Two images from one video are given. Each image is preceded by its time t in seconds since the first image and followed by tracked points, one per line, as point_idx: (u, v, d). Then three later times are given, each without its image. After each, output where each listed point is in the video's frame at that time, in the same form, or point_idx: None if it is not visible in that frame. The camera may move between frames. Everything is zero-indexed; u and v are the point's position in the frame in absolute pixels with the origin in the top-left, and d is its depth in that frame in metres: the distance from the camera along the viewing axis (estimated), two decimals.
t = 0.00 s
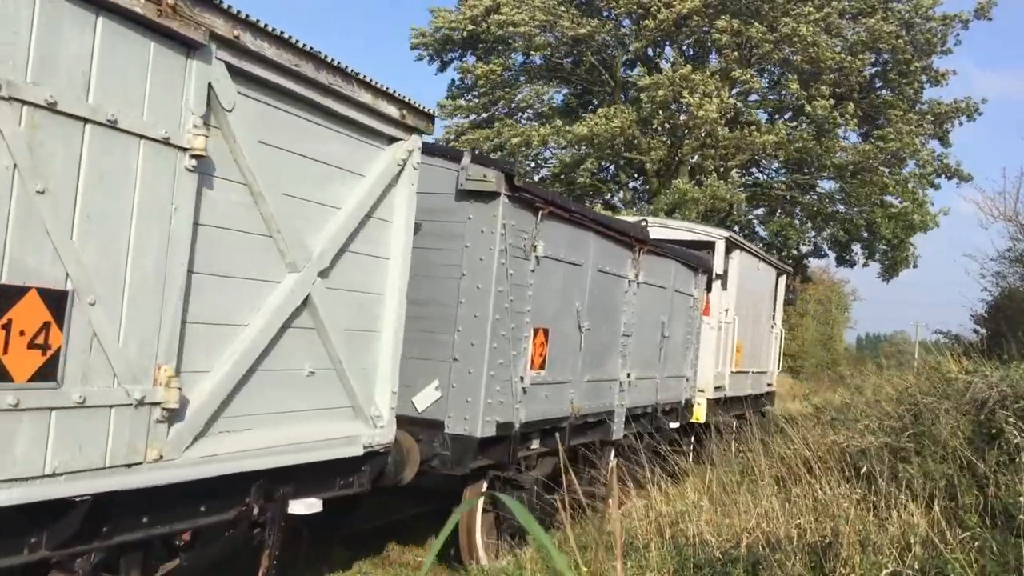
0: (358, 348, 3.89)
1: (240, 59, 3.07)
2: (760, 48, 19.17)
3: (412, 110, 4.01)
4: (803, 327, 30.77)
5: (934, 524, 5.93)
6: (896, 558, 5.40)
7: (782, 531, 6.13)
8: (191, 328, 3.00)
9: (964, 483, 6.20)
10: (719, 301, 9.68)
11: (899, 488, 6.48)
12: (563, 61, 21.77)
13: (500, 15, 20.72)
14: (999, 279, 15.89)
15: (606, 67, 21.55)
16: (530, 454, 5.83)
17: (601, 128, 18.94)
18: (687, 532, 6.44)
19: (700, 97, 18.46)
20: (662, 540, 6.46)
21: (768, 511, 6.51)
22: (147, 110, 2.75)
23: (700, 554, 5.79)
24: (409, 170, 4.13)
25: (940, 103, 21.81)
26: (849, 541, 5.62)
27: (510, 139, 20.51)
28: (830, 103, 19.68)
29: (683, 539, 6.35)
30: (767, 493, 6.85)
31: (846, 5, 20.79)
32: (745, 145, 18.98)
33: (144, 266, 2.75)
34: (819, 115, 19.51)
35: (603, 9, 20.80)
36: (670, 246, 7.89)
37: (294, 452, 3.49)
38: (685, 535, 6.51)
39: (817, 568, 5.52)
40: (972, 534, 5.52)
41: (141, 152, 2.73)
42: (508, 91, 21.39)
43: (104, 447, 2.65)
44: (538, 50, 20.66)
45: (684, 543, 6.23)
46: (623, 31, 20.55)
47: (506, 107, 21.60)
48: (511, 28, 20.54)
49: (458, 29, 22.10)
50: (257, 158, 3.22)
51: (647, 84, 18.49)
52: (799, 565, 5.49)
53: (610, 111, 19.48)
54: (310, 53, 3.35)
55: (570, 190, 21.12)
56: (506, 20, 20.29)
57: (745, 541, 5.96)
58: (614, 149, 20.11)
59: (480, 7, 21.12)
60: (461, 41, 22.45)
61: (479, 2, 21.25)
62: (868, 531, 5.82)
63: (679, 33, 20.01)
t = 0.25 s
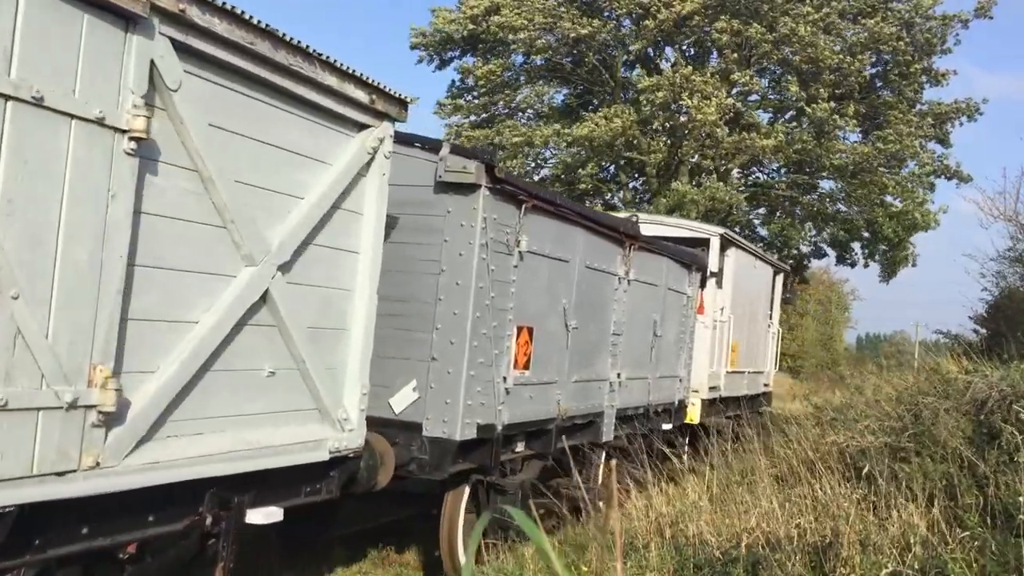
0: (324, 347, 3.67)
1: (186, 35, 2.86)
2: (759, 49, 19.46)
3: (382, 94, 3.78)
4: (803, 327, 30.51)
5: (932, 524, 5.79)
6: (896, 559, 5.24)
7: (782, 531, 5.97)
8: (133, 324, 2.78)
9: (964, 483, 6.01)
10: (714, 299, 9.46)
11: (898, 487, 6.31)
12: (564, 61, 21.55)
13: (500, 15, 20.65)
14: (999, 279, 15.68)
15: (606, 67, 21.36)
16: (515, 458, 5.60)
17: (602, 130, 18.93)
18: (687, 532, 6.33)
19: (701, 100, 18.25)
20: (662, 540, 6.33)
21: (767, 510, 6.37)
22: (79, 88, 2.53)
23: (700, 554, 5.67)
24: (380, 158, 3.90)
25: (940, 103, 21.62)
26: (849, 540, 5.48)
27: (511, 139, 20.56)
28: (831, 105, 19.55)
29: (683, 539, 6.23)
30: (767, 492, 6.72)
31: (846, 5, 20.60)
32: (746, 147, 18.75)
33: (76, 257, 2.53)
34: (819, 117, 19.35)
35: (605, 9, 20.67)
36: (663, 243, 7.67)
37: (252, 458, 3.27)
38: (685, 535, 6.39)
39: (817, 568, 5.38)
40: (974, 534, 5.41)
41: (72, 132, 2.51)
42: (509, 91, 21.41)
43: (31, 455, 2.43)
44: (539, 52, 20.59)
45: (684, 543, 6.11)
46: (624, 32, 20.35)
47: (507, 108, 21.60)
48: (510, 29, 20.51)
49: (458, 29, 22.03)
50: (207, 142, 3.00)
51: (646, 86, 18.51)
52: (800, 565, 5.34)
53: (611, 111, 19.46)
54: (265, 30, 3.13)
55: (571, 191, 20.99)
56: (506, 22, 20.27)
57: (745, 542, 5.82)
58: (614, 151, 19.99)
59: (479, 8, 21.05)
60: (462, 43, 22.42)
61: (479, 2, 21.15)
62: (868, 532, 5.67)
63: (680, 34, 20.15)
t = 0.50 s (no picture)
0: (280, 345, 3.41)
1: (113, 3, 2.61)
2: (759, 49, 19.37)
3: (341, 74, 3.52)
4: (803, 327, 30.25)
5: (932, 528, 5.68)
6: (896, 558, 5.19)
7: (782, 531, 5.89)
8: (55, 319, 2.54)
9: (964, 484, 5.81)
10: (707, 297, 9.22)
11: (897, 487, 6.11)
12: (563, 61, 21.31)
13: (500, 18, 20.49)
14: (999, 278, 15.32)
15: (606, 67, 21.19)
16: (495, 463, 5.36)
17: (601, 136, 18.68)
18: (687, 532, 6.21)
19: (699, 102, 18.46)
20: (662, 541, 6.20)
21: (768, 510, 6.27)
22: None
23: (700, 554, 5.57)
24: (343, 144, 3.65)
25: (940, 104, 21.39)
26: (849, 540, 5.40)
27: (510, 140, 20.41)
28: (828, 106, 19.40)
29: (684, 540, 6.10)
30: (767, 489, 6.64)
31: (845, 6, 20.29)
32: (745, 150, 18.76)
33: None
34: (818, 118, 19.17)
35: (604, 9, 20.54)
36: (654, 239, 7.43)
37: (197, 465, 3.03)
38: (686, 535, 6.27)
39: (817, 568, 5.32)
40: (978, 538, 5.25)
41: None
42: (510, 94, 21.16)
43: None
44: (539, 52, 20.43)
45: (684, 544, 5.99)
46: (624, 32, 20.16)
47: (507, 108, 21.44)
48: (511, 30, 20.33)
49: (458, 31, 21.92)
50: (142, 122, 2.76)
51: (646, 87, 18.42)
52: (799, 565, 5.28)
53: (611, 112, 19.34)
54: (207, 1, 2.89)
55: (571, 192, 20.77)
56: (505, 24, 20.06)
57: (744, 542, 5.73)
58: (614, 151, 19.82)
59: (478, 9, 20.95)
60: (461, 45, 22.30)
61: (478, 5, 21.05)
62: (869, 531, 5.56)
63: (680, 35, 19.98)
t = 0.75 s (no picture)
0: (237, 344, 3.19)
1: None
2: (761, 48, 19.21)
3: (303, 55, 3.31)
4: (803, 327, 30.04)
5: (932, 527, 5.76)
6: (896, 558, 5.16)
7: (782, 532, 5.92)
8: None
9: (964, 484, 5.94)
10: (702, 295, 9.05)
11: (898, 485, 6.21)
12: (564, 61, 21.20)
13: (499, 17, 20.33)
14: (999, 279, 15.09)
15: (606, 67, 21.26)
16: (478, 466, 5.14)
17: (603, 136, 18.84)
18: (687, 532, 6.27)
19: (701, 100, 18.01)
20: (661, 540, 6.25)
21: (767, 510, 6.31)
22: None
23: (700, 554, 5.60)
24: (305, 129, 3.43)
25: (941, 104, 21.14)
26: (850, 540, 5.43)
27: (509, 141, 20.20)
28: (826, 106, 19.23)
29: (683, 540, 6.15)
30: (766, 490, 6.65)
31: (846, 4, 20.19)
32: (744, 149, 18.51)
33: None
34: (817, 118, 18.99)
35: (606, 9, 20.72)
36: (645, 236, 7.24)
37: (141, 472, 2.81)
38: (685, 535, 6.32)
39: (817, 569, 5.31)
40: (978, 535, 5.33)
41: None
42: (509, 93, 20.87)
43: None
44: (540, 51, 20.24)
45: (683, 544, 6.04)
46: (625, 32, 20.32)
47: (507, 108, 21.27)
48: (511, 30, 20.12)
49: (458, 33, 21.80)
50: (75, 100, 2.55)
51: (647, 87, 18.21)
52: (800, 565, 5.27)
53: (612, 112, 19.21)
54: None
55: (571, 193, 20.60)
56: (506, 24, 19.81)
57: (744, 542, 5.75)
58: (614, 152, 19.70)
59: (479, 10, 20.80)
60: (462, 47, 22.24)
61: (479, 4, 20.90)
62: (868, 531, 5.61)
63: (681, 34, 19.86)
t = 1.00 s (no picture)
0: (177, 342, 2.94)
1: None
2: (760, 49, 19.37)
3: (251, 29, 3.07)
4: (803, 327, 29.85)
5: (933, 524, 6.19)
6: (896, 558, 5.57)
7: (782, 532, 6.41)
8: None
9: (964, 483, 6.32)
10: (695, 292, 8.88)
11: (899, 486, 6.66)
12: (563, 61, 21.81)
13: (499, 15, 21.02)
14: (999, 279, 14.87)
15: (606, 67, 21.55)
16: (454, 471, 4.89)
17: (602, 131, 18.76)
18: (688, 533, 6.82)
19: (700, 99, 18.42)
20: (662, 539, 6.78)
21: (768, 511, 6.82)
22: None
23: (699, 554, 6.08)
24: (255, 111, 3.18)
25: (941, 104, 20.94)
26: (849, 540, 5.86)
27: (509, 140, 20.45)
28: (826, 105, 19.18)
29: (684, 540, 6.70)
30: (766, 493, 7.14)
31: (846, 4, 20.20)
32: (742, 148, 18.63)
33: None
34: (815, 115, 18.96)
35: (606, 9, 21.04)
36: (634, 232, 7.02)
37: (67, 483, 2.55)
38: (685, 535, 6.91)
39: (816, 568, 5.75)
40: (972, 531, 5.81)
41: None
42: (509, 91, 21.56)
43: None
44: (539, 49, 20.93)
45: (684, 543, 6.57)
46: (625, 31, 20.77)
47: (507, 108, 21.88)
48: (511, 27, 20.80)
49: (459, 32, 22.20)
50: None
51: (644, 87, 18.32)
52: (799, 565, 5.72)
53: (611, 111, 19.16)
54: None
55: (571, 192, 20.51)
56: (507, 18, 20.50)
57: (745, 543, 6.24)
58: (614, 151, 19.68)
59: (478, 11, 21.50)
60: (466, 45, 22.48)
61: (478, 5, 21.60)
62: (868, 532, 6.02)
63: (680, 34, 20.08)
